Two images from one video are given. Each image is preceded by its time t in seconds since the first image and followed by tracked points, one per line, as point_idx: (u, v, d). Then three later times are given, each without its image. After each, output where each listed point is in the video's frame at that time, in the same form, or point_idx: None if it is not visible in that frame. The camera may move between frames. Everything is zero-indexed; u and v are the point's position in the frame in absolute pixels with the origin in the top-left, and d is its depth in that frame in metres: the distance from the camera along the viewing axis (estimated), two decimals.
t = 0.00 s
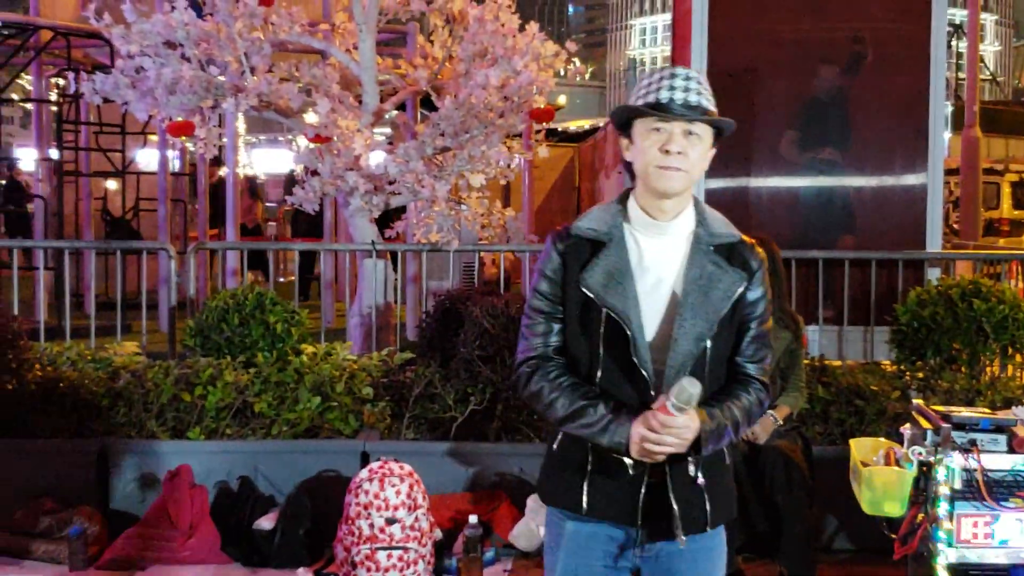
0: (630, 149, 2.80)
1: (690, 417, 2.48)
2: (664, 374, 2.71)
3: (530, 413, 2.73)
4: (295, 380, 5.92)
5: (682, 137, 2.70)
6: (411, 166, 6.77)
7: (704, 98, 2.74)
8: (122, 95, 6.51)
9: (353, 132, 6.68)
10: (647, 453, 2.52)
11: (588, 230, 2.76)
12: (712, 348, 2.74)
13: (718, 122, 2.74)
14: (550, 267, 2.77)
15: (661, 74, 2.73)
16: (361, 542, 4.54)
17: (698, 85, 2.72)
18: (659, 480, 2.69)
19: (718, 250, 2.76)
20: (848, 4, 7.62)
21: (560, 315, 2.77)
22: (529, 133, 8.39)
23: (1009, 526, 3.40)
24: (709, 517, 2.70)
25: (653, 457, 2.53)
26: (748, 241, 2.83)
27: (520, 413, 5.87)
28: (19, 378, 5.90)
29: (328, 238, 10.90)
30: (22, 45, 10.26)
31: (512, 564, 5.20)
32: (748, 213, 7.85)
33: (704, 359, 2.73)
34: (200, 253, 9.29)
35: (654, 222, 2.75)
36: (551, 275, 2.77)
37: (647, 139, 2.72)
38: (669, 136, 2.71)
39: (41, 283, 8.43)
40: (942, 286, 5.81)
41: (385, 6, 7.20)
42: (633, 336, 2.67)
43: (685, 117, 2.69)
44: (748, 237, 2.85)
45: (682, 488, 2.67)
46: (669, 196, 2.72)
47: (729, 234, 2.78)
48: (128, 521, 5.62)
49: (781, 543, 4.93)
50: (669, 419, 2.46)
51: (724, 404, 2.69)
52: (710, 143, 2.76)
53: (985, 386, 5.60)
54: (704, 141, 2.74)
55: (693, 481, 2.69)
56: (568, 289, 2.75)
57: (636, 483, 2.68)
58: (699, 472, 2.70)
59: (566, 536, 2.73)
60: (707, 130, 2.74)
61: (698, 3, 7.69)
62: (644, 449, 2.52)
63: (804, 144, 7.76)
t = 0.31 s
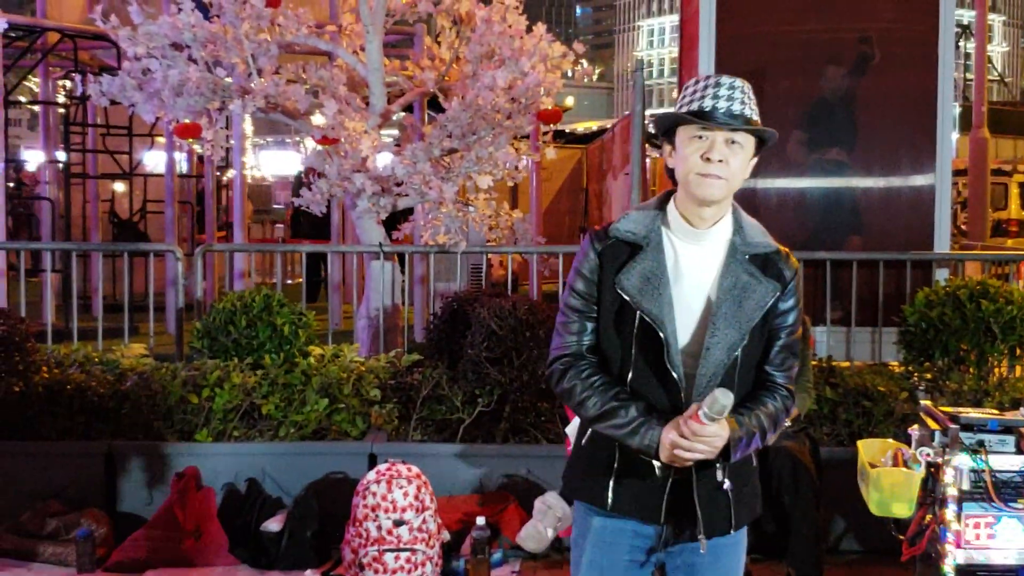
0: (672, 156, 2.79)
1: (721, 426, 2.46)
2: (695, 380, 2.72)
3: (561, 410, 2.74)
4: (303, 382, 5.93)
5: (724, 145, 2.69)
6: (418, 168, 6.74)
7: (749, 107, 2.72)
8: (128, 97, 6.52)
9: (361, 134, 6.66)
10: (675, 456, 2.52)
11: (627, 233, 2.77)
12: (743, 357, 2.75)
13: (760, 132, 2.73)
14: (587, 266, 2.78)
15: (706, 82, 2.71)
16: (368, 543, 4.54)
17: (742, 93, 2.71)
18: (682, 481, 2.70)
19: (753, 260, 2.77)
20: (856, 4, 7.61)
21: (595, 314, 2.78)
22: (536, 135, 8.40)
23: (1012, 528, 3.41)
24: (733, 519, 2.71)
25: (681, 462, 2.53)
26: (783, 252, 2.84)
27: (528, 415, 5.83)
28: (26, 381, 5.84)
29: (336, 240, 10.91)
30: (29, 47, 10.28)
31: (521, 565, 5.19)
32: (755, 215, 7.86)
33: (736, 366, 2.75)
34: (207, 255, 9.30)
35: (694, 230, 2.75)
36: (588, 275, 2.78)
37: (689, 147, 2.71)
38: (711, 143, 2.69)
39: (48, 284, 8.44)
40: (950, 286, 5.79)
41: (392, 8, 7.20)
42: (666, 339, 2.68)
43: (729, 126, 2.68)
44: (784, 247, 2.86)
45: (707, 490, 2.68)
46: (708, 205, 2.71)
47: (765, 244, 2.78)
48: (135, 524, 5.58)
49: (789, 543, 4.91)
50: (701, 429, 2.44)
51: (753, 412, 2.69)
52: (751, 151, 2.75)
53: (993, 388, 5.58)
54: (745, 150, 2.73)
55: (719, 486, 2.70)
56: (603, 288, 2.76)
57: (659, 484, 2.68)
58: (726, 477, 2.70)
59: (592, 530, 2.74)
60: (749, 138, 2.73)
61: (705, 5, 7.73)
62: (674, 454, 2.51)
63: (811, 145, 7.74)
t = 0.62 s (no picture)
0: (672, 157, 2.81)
1: (712, 422, 2.44)
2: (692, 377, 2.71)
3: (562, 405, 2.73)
4: (303, 380, 5.92)
5: (711, 137, 2.70)
6: (419, 165, 6.74)
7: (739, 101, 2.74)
8: (128, 95, 6.51)
9: (361, 131, 6.67)
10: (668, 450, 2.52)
11: (629, 230, 2.76)
12: (740, 355, 2.72)
13: (750, 124, 2.72)
14: (592, 264, 2.78)
15: (698, 81, 2.74)
16: (369, 542, 4.53)
17: (726, 86, 2.72)
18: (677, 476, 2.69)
19: (752, 259, 2.75)
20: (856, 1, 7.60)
21: (597, 310, 2.77)
22: (537, 132, 8.39)
23: (1006, 526, 3.40)
24: (732, 516, 2.69)
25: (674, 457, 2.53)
26: (785, 251, 2.81)
27: (528, 413, 5.81)
28: (26, 379, 5.87)
29: (336, 238, 10.91)
30: (29, 45, 10.28)
31: (521, 563, 5.18)
32: (755, 212, 7.86)
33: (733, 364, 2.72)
34: (207, 253, 9.30)
35: (691, 228, 2.75)
36: (591, 271, 2.78)
37: (678, 143, 2.73)
38: (698, 135, 2.71)
39: (48, 282, 8.43)
40: (949, 284, 5.77)
41: (393, 6, 7.20)
42: (665, 335, 2.68)
43: (714, 117, 2.70)
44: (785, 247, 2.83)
45: (703, 487, 2.67)
46: (700, 197, 2.71)
47: (766, 244, 2.76)
48: (133, 522, 5.61)
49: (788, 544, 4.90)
50: (691, 425, 2.44)
51: (748, 408, 2.66)
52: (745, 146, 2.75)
53: (993, 385, 5.65)
54: (737, 141, 2.72)
55: (716, 482, 2.69)
56: (606, 285, 2.76)
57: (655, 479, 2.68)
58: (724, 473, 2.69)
59: (588, 519, 2.74)
60: (739, 131, 2.73)
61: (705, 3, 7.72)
62: (666, 450, 2.52)
63: (812, 142, 7.74)
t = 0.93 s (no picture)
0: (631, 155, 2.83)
1: (666, 423, 2.43)
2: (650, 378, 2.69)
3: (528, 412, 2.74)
4: (304, 380, 5.92)
5: (657, 135, 2.70)
6: (420, 166, 6.73)
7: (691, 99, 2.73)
8: (129, 95, 6.51)
9: (362, 132, 6.63)
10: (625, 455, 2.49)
11: (587, 234, 2.78)
12: (700, 355, 2.69)
13: (699, 123, 2.71)
14: (556, 271, 2.79)
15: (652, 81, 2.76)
16: (370, 542, 4.53)
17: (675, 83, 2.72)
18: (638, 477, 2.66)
19: (710, 259, 2.72)
20: (857, 2, 7.61)
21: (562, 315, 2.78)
22: (537, 132, 8.39)
23: (999, 525, 3.41)
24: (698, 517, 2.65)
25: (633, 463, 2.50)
26: (744, 249, 2.77)
27: (529, 412, 5.83)
28: (28, 378, 5.87)
29: (337, 238, 10.92)
30: (30, 45, 10.27)
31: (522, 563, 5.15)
32: (756, 212, 7.84)
33: (693, 365, 2.69)
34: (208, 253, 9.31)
35: (647, 228, 2.76)
36: (556, 277, 2.78)
37: (629, 142, 2.75)
38: (644, 134, 2.71)
39: (48, 281, 8.43)
40: (950, 285, 5.79)
41: (394, 6, 7.19)
42: (621, 338, 2.68)
43: (660, 115, 2.70)
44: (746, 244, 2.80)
45: (666, 489, 2.64)
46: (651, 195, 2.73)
47: (724, 242, 2.74)
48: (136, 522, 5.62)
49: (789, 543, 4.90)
50: (648, 426, 2.42)
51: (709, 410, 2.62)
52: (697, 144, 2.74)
53: (994, 386, 5.64)
54: (687, 139, 2.71)
55: (681, 483, 2.65)
56: (569, 291, 2.76)
57: (615, 484, 2.67)
58: (690, 474, 2.65)
59: (555, 523, 2.77)
60: (689, 129, 2.72)
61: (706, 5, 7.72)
62: (623, 455, 2.49)
63: (812, 143, 7.75)
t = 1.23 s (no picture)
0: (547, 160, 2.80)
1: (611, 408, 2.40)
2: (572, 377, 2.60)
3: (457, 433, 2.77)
4: (298, 382, 5.90)
5: (559, 132, 2.67)
6: (415, 168, 6.73)
7: (591, 92, 2.69)
8: (123, 96, 6.49)
9: (357, 133, 6.64)
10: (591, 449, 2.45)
11: (507, 238, 2.76)
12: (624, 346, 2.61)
13: (599, 114, 2.66)
14: (484, 279, 2.78)
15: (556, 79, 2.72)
16: (364, 544, 4.53)
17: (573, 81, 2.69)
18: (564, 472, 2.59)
19: (628, 250, 2.67)
20: (850, 4, 7.63)
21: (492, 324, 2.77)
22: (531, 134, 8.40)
23: (985, 525, 3.39)
24: (625, 513, 2.58)
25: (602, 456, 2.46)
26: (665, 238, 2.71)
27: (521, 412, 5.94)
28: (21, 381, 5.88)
29: (331, 240, 10.92)
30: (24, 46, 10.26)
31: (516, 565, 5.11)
32: (750, 215, 7.88)
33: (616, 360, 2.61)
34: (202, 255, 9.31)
35: (567, 228, 2.73)
36: (482, 285, 2.78)
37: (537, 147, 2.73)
38: (546, 132, 2.68)
39: (42, 282, 8.42)
40: (944, 287, 5.79)
41: (389, 8, 7.19)
42: (541, 338, 2.61)
43: (557, 113, 2.66)
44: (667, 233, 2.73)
45: (590, 482, 2.57)
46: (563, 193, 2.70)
47: (643, 233, 2.68)
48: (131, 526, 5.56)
49: (783, 543, 4.85)
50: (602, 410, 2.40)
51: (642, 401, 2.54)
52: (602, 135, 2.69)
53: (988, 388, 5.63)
54: (590, 132, 2.67)
55: (612, 479, 2.58)
56: (494, 296, 2.75)
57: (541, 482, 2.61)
58: (618, 469, 2.58)
59: (494, 529, 2.69)
60: (591, 122, 2.67)
61: (700, 8, 7.76)
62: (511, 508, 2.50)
63: (806, 145, 7.76)
